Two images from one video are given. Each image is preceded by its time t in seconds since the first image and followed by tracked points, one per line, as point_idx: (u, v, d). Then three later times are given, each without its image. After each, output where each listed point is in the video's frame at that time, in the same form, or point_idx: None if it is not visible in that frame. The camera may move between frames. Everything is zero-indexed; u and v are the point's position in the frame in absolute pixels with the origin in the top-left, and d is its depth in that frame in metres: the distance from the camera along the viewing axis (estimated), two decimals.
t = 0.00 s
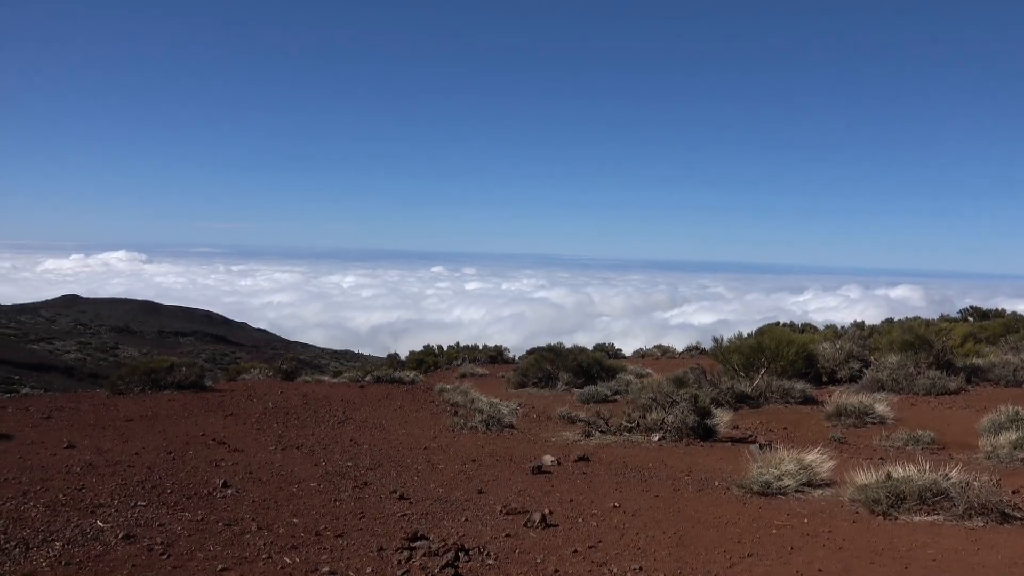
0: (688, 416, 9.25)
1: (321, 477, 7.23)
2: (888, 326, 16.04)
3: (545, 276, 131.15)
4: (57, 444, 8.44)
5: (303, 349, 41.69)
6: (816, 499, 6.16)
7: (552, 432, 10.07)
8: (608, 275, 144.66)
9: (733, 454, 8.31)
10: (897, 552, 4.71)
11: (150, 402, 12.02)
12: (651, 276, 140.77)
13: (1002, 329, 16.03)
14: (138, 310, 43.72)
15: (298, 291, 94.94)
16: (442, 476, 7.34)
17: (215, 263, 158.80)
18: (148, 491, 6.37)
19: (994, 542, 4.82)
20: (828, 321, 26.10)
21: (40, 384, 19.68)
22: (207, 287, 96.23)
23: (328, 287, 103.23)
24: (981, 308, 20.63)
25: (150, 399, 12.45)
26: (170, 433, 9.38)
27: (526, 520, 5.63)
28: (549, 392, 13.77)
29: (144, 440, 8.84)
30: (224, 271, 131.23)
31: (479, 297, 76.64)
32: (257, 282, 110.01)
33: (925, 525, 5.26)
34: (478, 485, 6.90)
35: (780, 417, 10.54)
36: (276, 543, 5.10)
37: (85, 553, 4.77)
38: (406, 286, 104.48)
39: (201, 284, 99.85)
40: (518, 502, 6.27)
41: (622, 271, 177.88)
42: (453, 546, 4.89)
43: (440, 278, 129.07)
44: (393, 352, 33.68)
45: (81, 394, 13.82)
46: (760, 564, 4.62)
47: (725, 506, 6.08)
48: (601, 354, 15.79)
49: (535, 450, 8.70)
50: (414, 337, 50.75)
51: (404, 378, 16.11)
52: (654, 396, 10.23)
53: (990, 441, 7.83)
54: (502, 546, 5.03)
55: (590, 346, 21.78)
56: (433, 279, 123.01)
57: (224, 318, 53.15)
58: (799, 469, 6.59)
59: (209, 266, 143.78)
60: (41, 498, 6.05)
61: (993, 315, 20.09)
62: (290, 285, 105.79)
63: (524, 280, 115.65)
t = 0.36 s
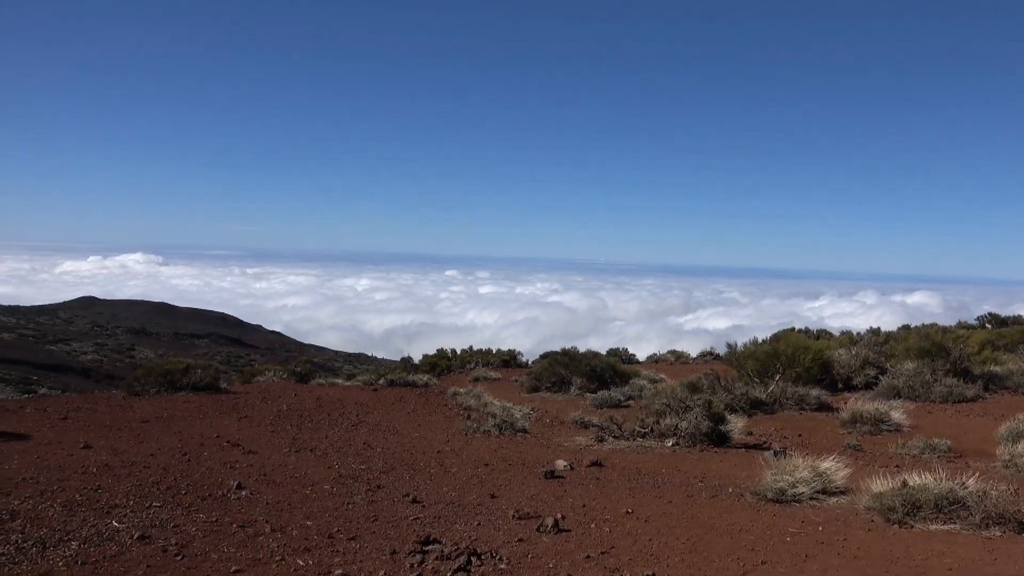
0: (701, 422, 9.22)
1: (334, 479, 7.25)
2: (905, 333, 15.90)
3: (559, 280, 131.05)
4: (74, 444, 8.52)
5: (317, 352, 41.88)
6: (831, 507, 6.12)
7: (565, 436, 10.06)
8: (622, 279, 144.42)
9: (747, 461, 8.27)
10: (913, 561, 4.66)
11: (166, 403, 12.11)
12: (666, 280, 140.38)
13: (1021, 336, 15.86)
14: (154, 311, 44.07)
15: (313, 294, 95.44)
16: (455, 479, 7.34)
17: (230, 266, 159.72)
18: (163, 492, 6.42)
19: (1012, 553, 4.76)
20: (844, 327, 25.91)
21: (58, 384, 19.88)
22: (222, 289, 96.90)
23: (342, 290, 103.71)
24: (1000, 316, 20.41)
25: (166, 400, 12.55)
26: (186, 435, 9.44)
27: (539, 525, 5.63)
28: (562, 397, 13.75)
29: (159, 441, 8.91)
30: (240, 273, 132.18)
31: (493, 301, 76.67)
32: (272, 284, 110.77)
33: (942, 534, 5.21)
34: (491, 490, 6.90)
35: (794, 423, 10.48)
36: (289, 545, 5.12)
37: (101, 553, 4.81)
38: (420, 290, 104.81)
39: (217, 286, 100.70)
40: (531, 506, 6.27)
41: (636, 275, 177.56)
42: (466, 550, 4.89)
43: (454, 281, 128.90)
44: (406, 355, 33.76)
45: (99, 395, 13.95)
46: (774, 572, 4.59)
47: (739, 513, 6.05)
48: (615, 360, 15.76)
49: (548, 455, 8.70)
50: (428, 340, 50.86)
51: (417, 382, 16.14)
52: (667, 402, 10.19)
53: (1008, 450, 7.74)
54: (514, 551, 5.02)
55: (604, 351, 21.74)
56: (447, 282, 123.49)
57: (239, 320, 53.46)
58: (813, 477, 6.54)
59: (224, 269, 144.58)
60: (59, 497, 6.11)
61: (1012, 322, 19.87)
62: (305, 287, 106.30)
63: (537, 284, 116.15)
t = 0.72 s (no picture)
0: (716, 426, 9.19)
1: (349, 480, 7.29)
2: (922, 338, 15.77)
3: (574, 283, 130.86)
4: (92, 443, 8.61)
5: (332, 353, 42.07)
6: (847, 512, 6.08)
7: (579, 439, 10.05)
8: (638, 282, 143.99)
9: (762, 465, 8.23)
10: (930, 568, 4.63)
11: (183, 404, 12.21)
12: (682, 284, 139.93)
13: None
14: (171, 313, 44.43)
15: (329, 296, 95.97)
16: (469, 481, 7.35)
17: (246, 267, 160.65)
18: (179, 492, 6.47)
19: None
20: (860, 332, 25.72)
21: (76, 384, 20.09)
22: (238, 290, 97.46)
23: (358, 292, 104.20)
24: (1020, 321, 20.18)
25: (183, 401, 12.66)
26: (202, 434, 9.52)
27: (553, 527, 5.63)
28: (576, 400, 13.73)
29: (177, 441, 8.98)
30: (257, 275, 133.04)
31: (508, 303, 76.63)
32: (288, 286, 111.50)
33: (959, 541, 5.16)
34: (504, 492, 6.91)
35: (810, 428, 10.42)
36: (304, 545, 5.15)
37: (119, 551, 4.86)
38: (436, 292, 105.09)
39: (234, 287, 101.45)
40: (545, 509, 6.27)
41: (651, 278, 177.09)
42: (479, 552, 4.90)
43: (469, 284, 128.67)
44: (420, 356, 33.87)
45: (117, 395, 14.08)
46: None
47: (754, 517, 6.02)
48: (629, 363, 15.72)
49: (562, 458, 8.70)
50: (443, 342, 51.00)
51: (432, 384, 16.18)
52: (682, 405, 10.16)
53: None
54: (527, 554, 5.02)
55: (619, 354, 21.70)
56: (462, 284, 123.74)
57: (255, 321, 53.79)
58: (829, 482, 6.50)
59: (240, 271, 145.68)
60: (77, 496, 6.17)
61: None
62: (321, 290, 106.90)
63: (553, 286, 115.72)
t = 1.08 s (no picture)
0: (738, 429, 9.13)
1: (369, 483, 7.32)
2: (947, 340, 15.57)
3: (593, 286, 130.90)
4: (117, 445, 8.71)
5: (352, 356, 42.25)
6: (871, 516, 6.01)
7: (599, 442, 10.02)
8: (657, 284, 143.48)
9: (784, 468, 8.17)
10: (956, 573, 4.56)
11: (206, 406, 12.33)
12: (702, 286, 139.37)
13: None
14: (194, 316, 44.86)
15: (349, 299, 96.47)
16: (489, 484, 7.36)
17: (267, 271, 161.96)
18: (202, 494, 6.53)
19: None
20: (883, 334, 25.41)
21: (99, 386, 20.34)
22: (259, 294, 98.27)
23: (378, 295, 104.60)
24: None
25: (205, 403, 12.79)
26: (224, 437, 9.59)
27: (573, 531, 5.62)
28: (596, 403, 13.68)
29: (199, 444, 9.06)
30: (277, 279, 134.10)
31: (527, 306, 76.53)
32: (308, 289, 112.15)
33: (986, 545, 5.08)
34: (525, 495, 6.90)
35: (833, 431, 10.32)
36: (326, 547, 5.17)
37: (143, 552, 4.91)
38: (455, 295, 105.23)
39: (255, 291, 102.34)
40: (566, 512, 6.26)
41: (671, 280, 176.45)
42: (500, 555, 4.89)
43: (486, 286, 123.99)
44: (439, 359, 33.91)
45: (141, 398, 14.26)
46: None
47: (776, 521, 5.97)
48: (650, 365, 15.64)
49: (582, 460, 8.68)
50: (462, 345, 51.03)
51: (451, 387, 16.20)
52: (703, 408, 10.11)
53: None
54: (548, 557, 5.01)
55: (638, 357, 21.60)
56: (481, 288, 123.82)
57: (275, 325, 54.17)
58: (853, 485, 6.43)
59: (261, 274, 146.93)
60: (102, 498, 6.24)
61: None
62: (341, 293, 107.48)
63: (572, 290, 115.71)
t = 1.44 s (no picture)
0: (761, 431, 9.06)
1: (391, 485, 7.34)
2: (974, 340, 15.35)
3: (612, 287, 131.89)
4: (142, 448, 8.81)
5: (373, 359, 42.42)
6: (897, 519, 5.94)
7: (621, 444, 9.99)
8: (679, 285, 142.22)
9: (808, 471, 8.09)
10: None
11: (229, 409, 12.44)
12: (723, 287, 138.81)
13: None
14: (217, 320, 45.27)
15: (370, 302, 96.91)
16: (511, 487, 7.35)
17: (289, 275, 163.17)
18: (227, 496, 6.59)
19: None
20: (910, 335, 25.07)
21: (125, 390, 20.58)
22: (282, 297, 98.92)
23: (400, 298, 105.02)
24: None
25: (229, 406, 12.91)
26: (247, 440, 9.68)
27: (595, 533, 5.60)
28: (617, 405, 13.64)
29: (223, 446, 9.14)
30: (299, 282, 135.10)
31: (547, 309, 76.43)
32: (330, 293, 112.88)
33: (1016, 550, 5.00)
34: (546, 497, 6.89)
35: (857, 433, 10.21)
36: (348, 549, 5.20)
37: (168, 554, 4.96)
38: (476, 297, 105.38)
39: (278, 295, 103.15)
40: (587, 514, 6.25)
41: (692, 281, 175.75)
42: (522, 558, 4.89)
43: (508, 288, 131.28)
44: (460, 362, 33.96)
45: (165, 401, 14.41)
46: None
47: (801, 525, 5.92)
48: (671, 367, 15.57)
49: (603, 463, 8.65)
50: (483, 348, 51.03)
51: (472, 389, 16.23)
52: (725, 410, 10.04)
53: None
54: (570, 560, 5.00)
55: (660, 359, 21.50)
56: (501, 290, 123.87)
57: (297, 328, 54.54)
58: (878, 488, 6.35)
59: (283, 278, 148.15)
60: (129, 500, 6.32)
61: None
62: (362, 296, 108.07)
63: (593, 291, 115.54)
